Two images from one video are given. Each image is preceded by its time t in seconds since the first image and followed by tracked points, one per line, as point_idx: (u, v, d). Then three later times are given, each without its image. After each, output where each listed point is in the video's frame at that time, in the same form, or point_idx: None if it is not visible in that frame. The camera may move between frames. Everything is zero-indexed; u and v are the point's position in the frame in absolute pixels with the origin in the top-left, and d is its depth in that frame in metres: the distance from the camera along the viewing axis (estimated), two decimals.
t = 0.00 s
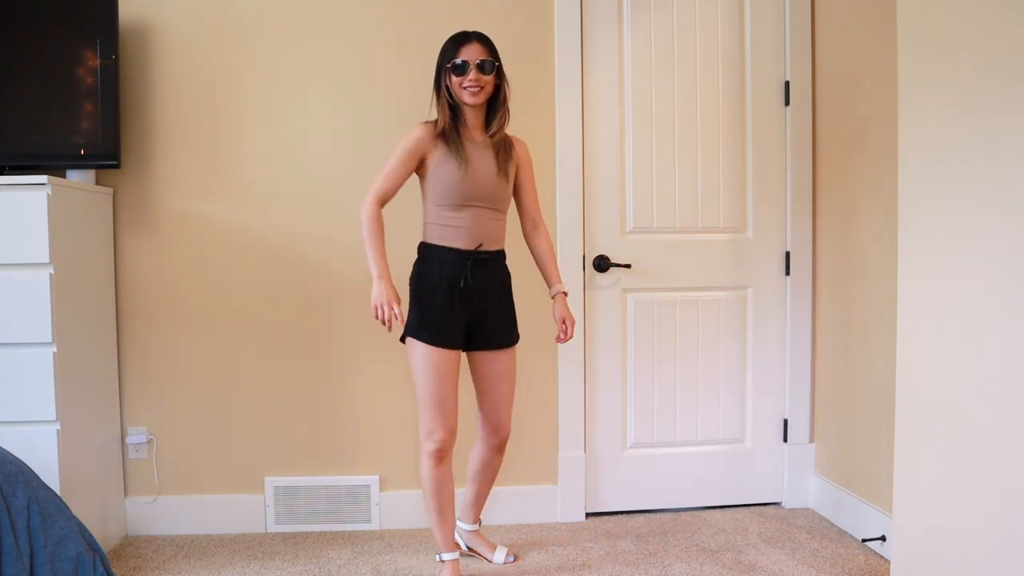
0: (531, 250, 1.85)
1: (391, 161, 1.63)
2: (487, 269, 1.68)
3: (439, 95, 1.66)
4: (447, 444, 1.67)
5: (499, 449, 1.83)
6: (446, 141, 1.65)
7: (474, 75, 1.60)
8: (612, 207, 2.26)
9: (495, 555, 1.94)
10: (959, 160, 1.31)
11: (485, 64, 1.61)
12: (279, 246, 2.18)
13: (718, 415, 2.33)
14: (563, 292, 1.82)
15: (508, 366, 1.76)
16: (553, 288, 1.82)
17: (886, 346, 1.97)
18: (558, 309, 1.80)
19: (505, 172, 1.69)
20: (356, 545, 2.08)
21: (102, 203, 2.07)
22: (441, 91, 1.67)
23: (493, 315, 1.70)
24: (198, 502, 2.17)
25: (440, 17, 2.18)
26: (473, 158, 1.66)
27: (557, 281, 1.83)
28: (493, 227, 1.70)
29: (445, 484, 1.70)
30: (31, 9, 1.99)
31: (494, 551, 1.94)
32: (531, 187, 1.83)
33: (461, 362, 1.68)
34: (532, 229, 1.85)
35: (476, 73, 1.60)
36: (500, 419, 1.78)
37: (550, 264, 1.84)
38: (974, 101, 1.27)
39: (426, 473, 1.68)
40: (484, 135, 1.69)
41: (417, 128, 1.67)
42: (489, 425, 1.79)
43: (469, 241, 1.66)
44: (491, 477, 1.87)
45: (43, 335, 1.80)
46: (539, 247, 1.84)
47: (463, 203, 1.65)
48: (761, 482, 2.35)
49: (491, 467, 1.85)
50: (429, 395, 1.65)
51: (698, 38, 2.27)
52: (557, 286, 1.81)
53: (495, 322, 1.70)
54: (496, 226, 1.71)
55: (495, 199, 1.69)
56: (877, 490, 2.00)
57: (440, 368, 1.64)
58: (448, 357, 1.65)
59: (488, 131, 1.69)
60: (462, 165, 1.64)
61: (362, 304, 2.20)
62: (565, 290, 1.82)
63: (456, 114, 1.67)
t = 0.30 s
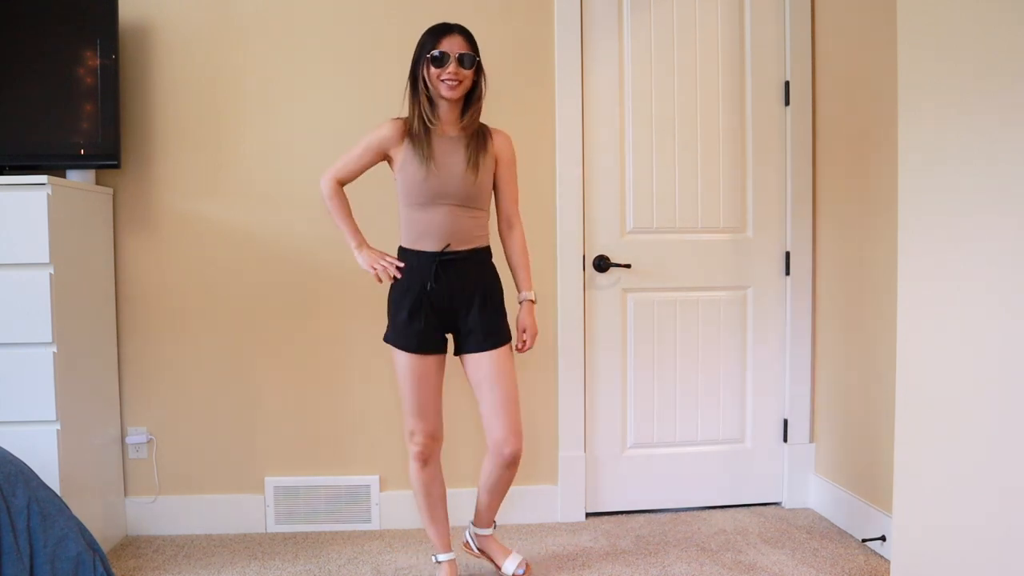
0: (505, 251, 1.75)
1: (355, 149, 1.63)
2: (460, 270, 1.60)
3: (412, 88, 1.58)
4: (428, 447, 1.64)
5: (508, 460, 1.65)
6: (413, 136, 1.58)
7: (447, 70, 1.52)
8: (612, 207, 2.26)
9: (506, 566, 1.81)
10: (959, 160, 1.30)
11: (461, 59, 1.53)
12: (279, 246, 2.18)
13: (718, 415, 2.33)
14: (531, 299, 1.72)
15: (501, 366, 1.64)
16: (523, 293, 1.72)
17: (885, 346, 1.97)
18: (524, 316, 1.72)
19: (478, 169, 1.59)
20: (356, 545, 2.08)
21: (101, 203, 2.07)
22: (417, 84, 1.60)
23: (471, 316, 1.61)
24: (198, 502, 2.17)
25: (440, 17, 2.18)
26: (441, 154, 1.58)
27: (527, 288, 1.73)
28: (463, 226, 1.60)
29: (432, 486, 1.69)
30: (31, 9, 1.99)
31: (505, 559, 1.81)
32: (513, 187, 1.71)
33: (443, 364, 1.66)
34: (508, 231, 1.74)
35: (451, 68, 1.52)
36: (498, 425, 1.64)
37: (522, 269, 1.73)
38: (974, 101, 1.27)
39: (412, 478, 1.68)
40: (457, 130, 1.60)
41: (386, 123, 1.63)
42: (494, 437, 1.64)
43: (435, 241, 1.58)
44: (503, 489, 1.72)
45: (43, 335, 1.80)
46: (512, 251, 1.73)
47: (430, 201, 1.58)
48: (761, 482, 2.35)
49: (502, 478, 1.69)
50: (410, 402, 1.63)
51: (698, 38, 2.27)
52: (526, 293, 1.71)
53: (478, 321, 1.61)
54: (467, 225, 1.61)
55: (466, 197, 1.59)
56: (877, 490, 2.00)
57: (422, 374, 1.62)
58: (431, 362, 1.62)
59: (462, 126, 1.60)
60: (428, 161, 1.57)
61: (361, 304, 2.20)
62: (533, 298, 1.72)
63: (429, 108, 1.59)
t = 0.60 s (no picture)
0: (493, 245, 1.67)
1: (348, 161, 1.65)
2: (447, 270, 1.56)
3: (399, 89, 1.58)
4: (422, 450, 1.64)
5: (493, 465, 1.56)
6: (399, 137, 1.57)
7: (430, 68, 1.51)
8: (613, 207, 2.26)
9: None
10: (960, 161, 1.30)
11: (444, 56, 1.51)
12: (279, 246, 2.18)
13: (718, 415, 2.33)
14: (516, 296, 1.62)
15: (489, 366, 1.57)
16: (505, 291, 1.63)
17: (885, 347, 1.97)
18: (510, 318, 1.62)
19: (463, 165, 1.56)
20: (356, 545, 2.08)
21: (101, 203, 2.07)
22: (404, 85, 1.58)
23: (460, 316, 1.57)
24: (198, 502, 2.17)
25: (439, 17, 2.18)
26: (428, 155, 1.56)
27: (512, 284, 1.63)
28: (451, 224, 1.57)
29: (431, 487, 1.69)
30: (31, 9, 1.99)
31: None
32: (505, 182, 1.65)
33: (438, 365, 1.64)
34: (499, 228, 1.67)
35: (434, 66, 1.51)
36: (481, 427, 1.57)
37: (508, 266, 1.65)
38: (974, 101, 1.27)
39: (409, 480, 1.68)
40: (444, 129, 1.58)
41: (376, 129, 1.64)
42: (477, 440, 1.57)
43: (425, 242, 1.56)
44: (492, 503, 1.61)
45: (43, 335, 1.80)
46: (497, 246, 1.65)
47: (418, 203, 1.56)
48: (761, 481, 2.35)
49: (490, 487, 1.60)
50: (403, 406, 1.62)
51: (698, 38, 2.27)
52: (509, 290, 1.62)
53: (467, 320, 1.56)
54: (455, 223, 1.57)
55: (452, 194, 1.56)
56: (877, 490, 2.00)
57: (415, 376, 1.60)
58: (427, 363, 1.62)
59: (449, 125, 1.58)
60: (416, 163, 1.56)
61: (362, 304, 2.20)
62: (517, 295, 1.62)
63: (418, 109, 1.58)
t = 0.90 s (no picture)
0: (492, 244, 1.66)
1: (344, 163, 1.65)
2: (447, 270, 1.56)
3: (394, 89, 1.58)
4: (422, 452, 1.64)
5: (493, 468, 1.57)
6: (395, 137, 1.58)
7: (425, 67, 1.51)
8: (612, 207, 2.26)
9: None
10: (961, 161, 1.30)
11: (439, 55, 1.50)
12: (279, 246, 2.18)
13: (718, 415, 2.33)
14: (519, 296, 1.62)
15: (489, 367, 1.58)
16: (507, 292, 1.63)
17: (885, 347, 1.97)
18: (512, 318, 1.62)
19: (459, 164, 1.56)
20: (356, 545, 2.08)
21: (101, 203, 2.07)
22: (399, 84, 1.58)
23: (459, 317, 1.57)
24: (198, 502, 2.17)
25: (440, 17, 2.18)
26: (425, 154, 1.56)
27: (513, 283, 1.63)
28: (448, 223, 1.57)
29: (431, 488, 1.68)
30: (30, 9, 1.99)
31: None
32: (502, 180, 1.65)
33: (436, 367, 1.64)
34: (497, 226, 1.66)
35: (428, 65, 1.51)
36: (482, 428, 1.57)
37: (508, 265, 1.64)
38: (974, 101, 1.27)
39: (409, 482, 1.67)
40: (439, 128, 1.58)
41: (372, 130, 1.64)
42: (478, 442, 1.57)
43: (422, 243, 1.56)
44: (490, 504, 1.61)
45: (43, 335, 1.80)
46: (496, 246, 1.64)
47: (415, 203, 1.56)
48: (760, 481, 2.35)
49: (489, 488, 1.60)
50: (403, 408, 1.62)
51: (698, 37, 2.27)
52: (511, 290, 1.62)
53: (467, 321, 1.56)
54: (452, 222, 1.57)
55: (448, 194, 1.56)
56: (877, 490, 2.00)
57: (414, 379, 1.60)
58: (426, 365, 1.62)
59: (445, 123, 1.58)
60: (412, 162, 1.56)
61: (362, 304, 2.20)
62: (518, 294, 1.62)
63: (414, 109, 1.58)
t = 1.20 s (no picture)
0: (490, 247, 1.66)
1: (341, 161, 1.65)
2: (442, 271, 1.56)
3: (391, 87, 1.58)
4: (421, 452, 1.63)
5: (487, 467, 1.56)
6: (392, 136, 1.57)
7: (423, 65, 1.51)
8: (612, 207, 2.26)
9: None
10: (961, 161, 1.30)
11: (437, 53, 1.51)
12: (279, 245, 2.18)
13: (718, 415, 2.33)
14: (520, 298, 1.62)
15: (485, 366, 1.57)
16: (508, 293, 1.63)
17: (885, 348, 1.97)
18: (511, 319, 1.62)
19: (457, 163, 1.56)
20: (356, 545, 2.08)
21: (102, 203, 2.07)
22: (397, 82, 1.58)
23: (455, 317, 1.56)
24: (198, 502, 2.17)
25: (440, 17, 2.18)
26: (422, 154, 1.56)
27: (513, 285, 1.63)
28: (445, 223, 1.57)
29: (430, 488, 1.68)
30: (30, 9, 1.99)
31: None
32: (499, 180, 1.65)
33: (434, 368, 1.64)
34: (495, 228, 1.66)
35: (425, 63, 1.51)
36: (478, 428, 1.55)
37: (507, 266, 1.64)
38: (974, 100, 1.27)
39: (407, 483, 1.67)
40: (436, 127, 1.58)
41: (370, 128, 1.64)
42: (473, 442, 1.56)
43: (418, 243, 1.56)
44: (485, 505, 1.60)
45: (43, 335, 1.80)
46: (495, 248, 1.64)
47: (411, 203, 1.56)
48: (760, 481, 2.35)
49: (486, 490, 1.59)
50: (400, 409, 1.62)
51: (699, 37, 2.27)
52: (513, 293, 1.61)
53: (462, 321, 1.56)
54: (448, 222, 1.57)
55: (445, 193, 1.56)
56: (877, 490, 2.00)
57: (411, 379, 1.60)
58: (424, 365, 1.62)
59: (442, 122, 1.58)
60: (409, 162, 1.55)
61: (362, 304, 2.20)
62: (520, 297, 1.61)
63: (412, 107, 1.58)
